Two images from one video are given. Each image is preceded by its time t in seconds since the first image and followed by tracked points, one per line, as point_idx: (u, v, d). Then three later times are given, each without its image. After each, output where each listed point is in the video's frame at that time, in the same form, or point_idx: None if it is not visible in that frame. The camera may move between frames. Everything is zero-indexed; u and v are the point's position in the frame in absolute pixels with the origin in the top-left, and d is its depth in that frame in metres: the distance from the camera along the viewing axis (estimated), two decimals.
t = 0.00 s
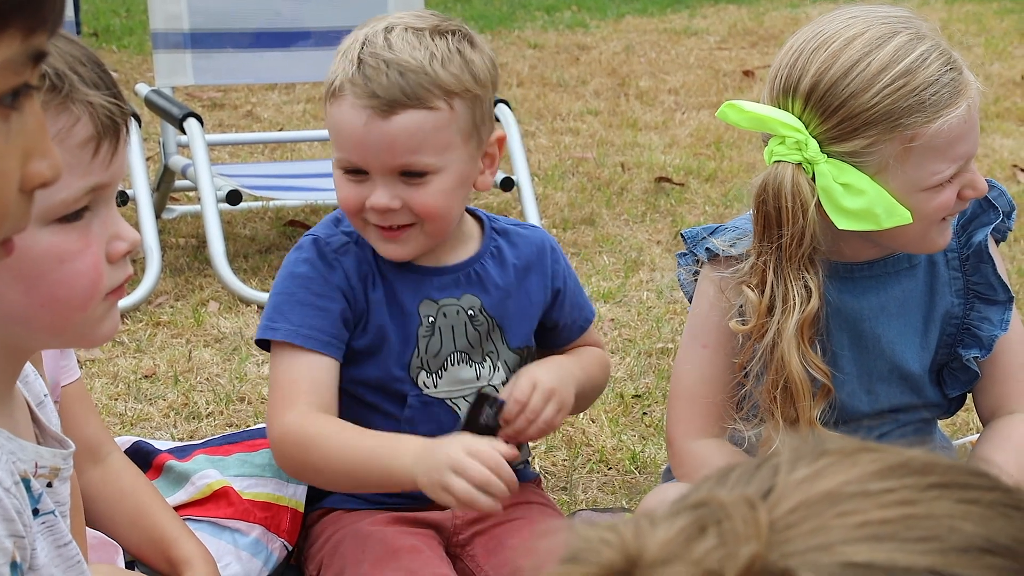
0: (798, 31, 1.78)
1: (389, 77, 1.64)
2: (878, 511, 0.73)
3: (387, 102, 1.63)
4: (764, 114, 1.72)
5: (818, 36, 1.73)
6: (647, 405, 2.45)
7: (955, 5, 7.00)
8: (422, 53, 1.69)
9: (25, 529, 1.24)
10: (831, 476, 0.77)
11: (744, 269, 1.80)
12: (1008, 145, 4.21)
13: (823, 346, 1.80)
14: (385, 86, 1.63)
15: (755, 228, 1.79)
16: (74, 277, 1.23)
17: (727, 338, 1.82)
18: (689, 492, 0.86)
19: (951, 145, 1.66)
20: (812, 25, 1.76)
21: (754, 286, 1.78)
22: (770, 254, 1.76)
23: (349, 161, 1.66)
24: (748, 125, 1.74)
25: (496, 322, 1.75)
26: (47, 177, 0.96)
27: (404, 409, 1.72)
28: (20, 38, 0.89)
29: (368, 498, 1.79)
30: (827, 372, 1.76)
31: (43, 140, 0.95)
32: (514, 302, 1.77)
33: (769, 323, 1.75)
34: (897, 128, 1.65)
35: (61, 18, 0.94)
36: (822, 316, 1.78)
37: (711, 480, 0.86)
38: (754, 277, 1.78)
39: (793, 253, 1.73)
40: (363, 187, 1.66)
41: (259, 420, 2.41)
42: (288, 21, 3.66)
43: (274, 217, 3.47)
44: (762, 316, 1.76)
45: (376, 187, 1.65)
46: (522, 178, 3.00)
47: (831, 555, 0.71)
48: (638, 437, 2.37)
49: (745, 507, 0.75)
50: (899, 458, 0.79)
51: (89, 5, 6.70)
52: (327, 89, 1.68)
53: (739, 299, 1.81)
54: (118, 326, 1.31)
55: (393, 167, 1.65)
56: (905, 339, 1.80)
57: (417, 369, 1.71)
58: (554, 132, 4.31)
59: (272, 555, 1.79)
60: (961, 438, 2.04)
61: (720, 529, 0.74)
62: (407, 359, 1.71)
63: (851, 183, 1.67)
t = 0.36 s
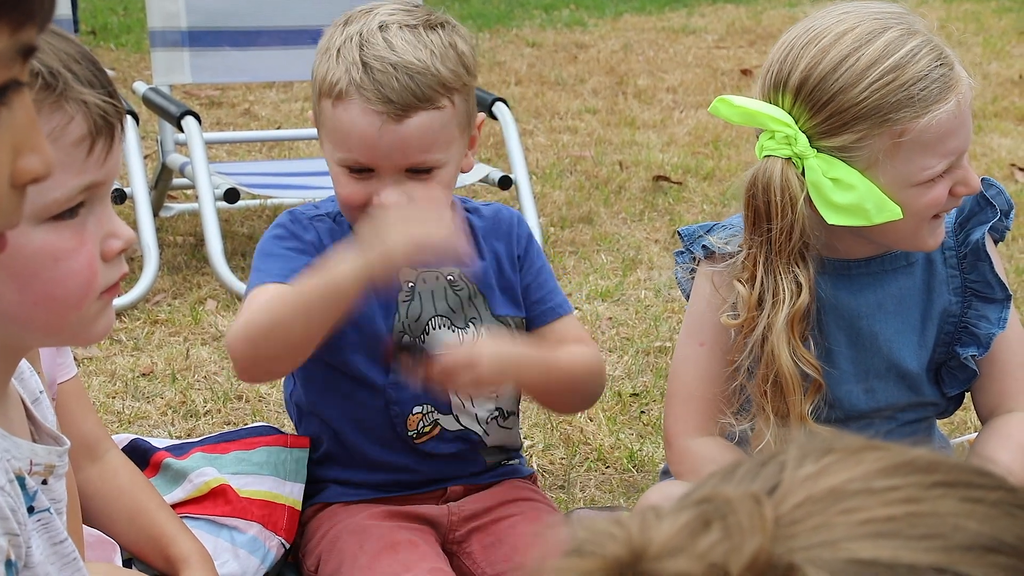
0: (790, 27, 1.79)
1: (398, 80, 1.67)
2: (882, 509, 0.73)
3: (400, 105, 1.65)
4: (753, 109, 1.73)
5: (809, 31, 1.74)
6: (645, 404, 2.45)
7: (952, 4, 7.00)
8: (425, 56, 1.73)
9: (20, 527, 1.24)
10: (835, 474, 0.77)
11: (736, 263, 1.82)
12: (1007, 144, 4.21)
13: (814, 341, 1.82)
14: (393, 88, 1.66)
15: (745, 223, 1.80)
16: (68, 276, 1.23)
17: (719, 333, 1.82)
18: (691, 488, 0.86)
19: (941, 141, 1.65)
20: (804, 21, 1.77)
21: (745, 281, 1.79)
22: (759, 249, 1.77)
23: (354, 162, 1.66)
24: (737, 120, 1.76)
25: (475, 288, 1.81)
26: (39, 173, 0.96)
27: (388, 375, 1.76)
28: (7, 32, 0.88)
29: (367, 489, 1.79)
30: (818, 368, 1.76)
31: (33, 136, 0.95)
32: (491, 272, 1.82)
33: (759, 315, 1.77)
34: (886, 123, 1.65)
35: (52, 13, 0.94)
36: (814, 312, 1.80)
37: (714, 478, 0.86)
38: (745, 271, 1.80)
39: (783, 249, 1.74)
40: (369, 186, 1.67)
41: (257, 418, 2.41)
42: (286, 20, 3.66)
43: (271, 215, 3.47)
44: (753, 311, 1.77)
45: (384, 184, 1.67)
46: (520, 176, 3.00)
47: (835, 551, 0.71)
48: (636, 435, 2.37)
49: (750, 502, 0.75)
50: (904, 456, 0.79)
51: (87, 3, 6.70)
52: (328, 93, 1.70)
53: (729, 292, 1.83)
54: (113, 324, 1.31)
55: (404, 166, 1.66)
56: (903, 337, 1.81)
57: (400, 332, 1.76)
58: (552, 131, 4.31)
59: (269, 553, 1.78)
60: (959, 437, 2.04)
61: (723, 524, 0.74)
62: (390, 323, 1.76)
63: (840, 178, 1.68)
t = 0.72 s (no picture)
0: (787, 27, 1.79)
1: (402, 73, 1.68)
2: (878, 509, 0.73)
3: (405, 98, 1.67)
4: (749, 108, 1.74)
5: (805, 31, 1.74)
6: (644, 404, 2.45)
7: (951, 4, 7.00)
8: (422, 48, 1.74)
9: (20, 525, 1.25)
10: (831, 475, 0.77)
11: (736, 263, 1.82)
12: (1006, 144, 4.22)
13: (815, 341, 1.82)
14: (396, 81, 1.68)
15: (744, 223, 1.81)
16: (66, 276, 1.23)
17: (719, 332, 1.82)
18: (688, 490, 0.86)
19: (938, 138, 1.66)
20: (801, 20, 1.78)
21: (745, 280, 1.80)
22: (759, 247, 1.78)
23: (354, 155, 1.69)
24: (734, 118, 1.76)
25: (460, 283, 1.84)
26: (36, 171, 0.95)
27: (378, 372, 1.78)
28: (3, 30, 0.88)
29: (365, 488, 1.79)
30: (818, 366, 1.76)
31: (31, 134, 0.95)
32: (471, 265, 1.86)
33: (758, 313, 1.77)
34: (883, 120, 1.66)
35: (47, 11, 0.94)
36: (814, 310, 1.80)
37: (711, 480, 0.86)
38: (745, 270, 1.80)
39: (783, 247, 1.75)
40: (368, 179, 1.70)
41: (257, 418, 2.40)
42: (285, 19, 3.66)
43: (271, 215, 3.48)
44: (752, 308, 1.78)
45: (384, 176, 1.69)
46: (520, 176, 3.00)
47: (829, 552, 0.71)
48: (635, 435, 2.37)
49: (745, 504, 0.75)
50: (901, 457, 0.79)
51: (86, 2, 6.69)
52: (326, 85, 1.70)
53: (729, 292, 1.83)
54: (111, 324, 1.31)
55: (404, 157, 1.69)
56: (905, 338, 1.81)
57: (387, 330, 1.78)
58: (551, 130, 4.31)
59: (268, 553, 1.78)
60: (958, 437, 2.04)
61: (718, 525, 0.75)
62: (375, 325, 1.78)
63: (838, 176, 1.69)
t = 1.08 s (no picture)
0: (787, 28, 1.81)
1: (400, 101, 1.66)
2: (870, 515, 0.73)
3: (405, 127, 1.65)
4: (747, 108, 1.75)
5: (804, 31, 1.76)
6: (644, 407, 2.45)
7: (950, 7, 7.01)
8: (417, 71, 1.72)
9: (20, 528, 1.25)
10: (824, 480, 0.77)
11: (737, 261, 1.83)
12: (1004, 147, 4.22)
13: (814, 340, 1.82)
14: (395, 110, 1.65)
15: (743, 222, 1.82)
16: (68, 284, 1.23)
17: (717, 331, 1.83)
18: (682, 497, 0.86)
19: (935, 136, 1.66)
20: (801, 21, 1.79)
21: (743, 279, 1.80)
22: (757, 247, 1.78)
23: (358, 189, 1.67)
24: (732, 117, 1.77)
25: (460, 319, 1.80)
26: (40, 177, 0.95)
27: (372, 409, 1.76)
28: (9, 36, 0.89)
29: (366, 491, 1.80)
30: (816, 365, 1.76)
31: (35, 139, 0.95)
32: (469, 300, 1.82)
33: (756, 312, 1.77)
34: (879, 119, 1.66)
35: (51, 15, 0.94)
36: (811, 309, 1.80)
37: (707, 486, 0.86)
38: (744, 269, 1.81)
39: (781, 247, 1.75)
40: (374, 212, 1.68)
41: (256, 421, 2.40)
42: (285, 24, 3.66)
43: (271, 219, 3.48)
44: (750, 307, 1.78)
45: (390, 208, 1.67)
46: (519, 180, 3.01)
47: (822, 558, 0.71)
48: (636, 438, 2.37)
49: (738, 510, 0.75)
50: (895, 462, 0.79)
51: (86, 7, 6.70)
52: (325, 119, 1.68)
53: (729, 292, 1.83)
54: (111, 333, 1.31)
55: (409, 186, 1.67)
56: (904, 341, 1.81)
57: (382, 371, 1.76)
58: (550, 134, 4.31)
59: (268, 558, 1.78)
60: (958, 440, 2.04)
61: (710, 532, 0.74)
62: (370, 362, 1.76)
63: (835, 175, 1.69)
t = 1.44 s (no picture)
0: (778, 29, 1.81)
1: (465, 294, 1.45)
2: (852, 519, 0.73)
3: (471, 322, 1.46)
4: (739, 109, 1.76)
5: (793, 31, 1.76)
6: (640, 410, 2.45)
7: (947, 11, 7.02)
8: (482, 247, 1.50)
9: (14, 532, 1.25)
10: (806, 485, 0.77)
11: (727, 261, 1.83)
12: (1000, 150, 4.23)
13: (803, 341, 1.82)
14: (460, 304, 1.45)
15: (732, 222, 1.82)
16: (59, 286, 1.23)
17: (707, 331, 1.83)
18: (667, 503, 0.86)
19: (923, 136, 1.66)
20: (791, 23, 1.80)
21: (732, 278, 1.80)
22: (746, 245, 1.78)
23: (417, 374, 1.50)
24: (722, 117, 1.78)
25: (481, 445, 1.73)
26: (35, 178, 0.95)
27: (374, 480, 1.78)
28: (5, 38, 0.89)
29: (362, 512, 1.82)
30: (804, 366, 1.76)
31: (29, 141, 0.95)
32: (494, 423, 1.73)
33: (743, 312, 1.77)
34: (867, 119, 1.66)
35: (46, 17, 0.94)
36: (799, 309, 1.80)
37: (691, 492, 0.86)
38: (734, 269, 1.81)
39: (769, 246, 1.75)
40: (432, 394, 1.52)
41: (252, 425, 2.40)
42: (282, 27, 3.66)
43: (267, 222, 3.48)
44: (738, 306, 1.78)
45: (452, 391, 1.51)
46: (515, 183, 3.01)
47: (803, 563, 0.71)
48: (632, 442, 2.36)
49: (720, 517, 0.75)
50: (877, 465, 0.78)
51: (81, 10, 6.70)
52: (382, 304, 1.48)
53: (718, 291, 1.83)
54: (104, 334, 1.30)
55: (470, 372, 1.50)
56: (895, 343, 1.81)
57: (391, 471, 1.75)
58: (546, 137, 4.31)
59: (265, 562, 1.79)
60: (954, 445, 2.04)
61: (694, 538, 0.74)
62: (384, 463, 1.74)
63: (824, 175, 1.69)
